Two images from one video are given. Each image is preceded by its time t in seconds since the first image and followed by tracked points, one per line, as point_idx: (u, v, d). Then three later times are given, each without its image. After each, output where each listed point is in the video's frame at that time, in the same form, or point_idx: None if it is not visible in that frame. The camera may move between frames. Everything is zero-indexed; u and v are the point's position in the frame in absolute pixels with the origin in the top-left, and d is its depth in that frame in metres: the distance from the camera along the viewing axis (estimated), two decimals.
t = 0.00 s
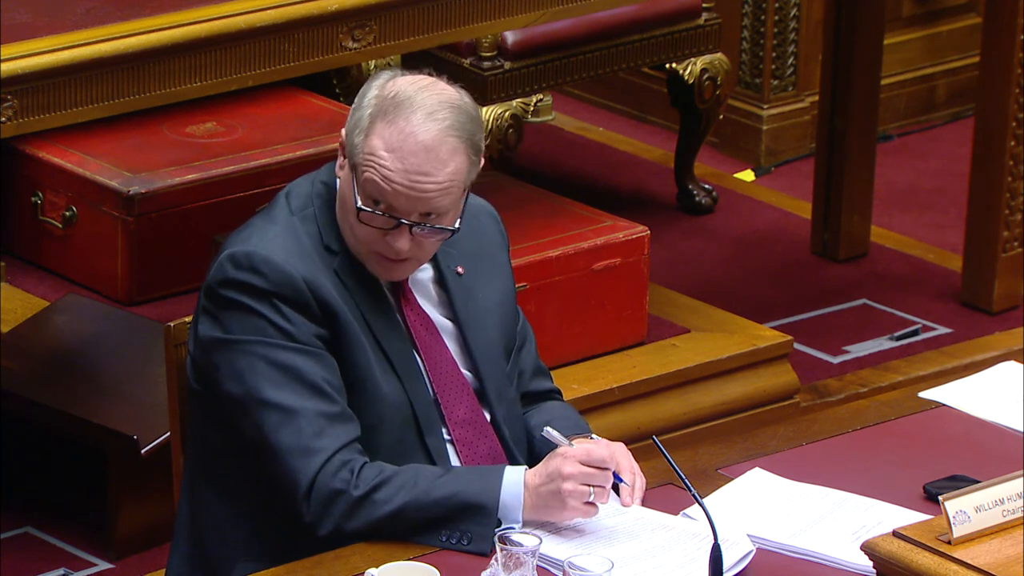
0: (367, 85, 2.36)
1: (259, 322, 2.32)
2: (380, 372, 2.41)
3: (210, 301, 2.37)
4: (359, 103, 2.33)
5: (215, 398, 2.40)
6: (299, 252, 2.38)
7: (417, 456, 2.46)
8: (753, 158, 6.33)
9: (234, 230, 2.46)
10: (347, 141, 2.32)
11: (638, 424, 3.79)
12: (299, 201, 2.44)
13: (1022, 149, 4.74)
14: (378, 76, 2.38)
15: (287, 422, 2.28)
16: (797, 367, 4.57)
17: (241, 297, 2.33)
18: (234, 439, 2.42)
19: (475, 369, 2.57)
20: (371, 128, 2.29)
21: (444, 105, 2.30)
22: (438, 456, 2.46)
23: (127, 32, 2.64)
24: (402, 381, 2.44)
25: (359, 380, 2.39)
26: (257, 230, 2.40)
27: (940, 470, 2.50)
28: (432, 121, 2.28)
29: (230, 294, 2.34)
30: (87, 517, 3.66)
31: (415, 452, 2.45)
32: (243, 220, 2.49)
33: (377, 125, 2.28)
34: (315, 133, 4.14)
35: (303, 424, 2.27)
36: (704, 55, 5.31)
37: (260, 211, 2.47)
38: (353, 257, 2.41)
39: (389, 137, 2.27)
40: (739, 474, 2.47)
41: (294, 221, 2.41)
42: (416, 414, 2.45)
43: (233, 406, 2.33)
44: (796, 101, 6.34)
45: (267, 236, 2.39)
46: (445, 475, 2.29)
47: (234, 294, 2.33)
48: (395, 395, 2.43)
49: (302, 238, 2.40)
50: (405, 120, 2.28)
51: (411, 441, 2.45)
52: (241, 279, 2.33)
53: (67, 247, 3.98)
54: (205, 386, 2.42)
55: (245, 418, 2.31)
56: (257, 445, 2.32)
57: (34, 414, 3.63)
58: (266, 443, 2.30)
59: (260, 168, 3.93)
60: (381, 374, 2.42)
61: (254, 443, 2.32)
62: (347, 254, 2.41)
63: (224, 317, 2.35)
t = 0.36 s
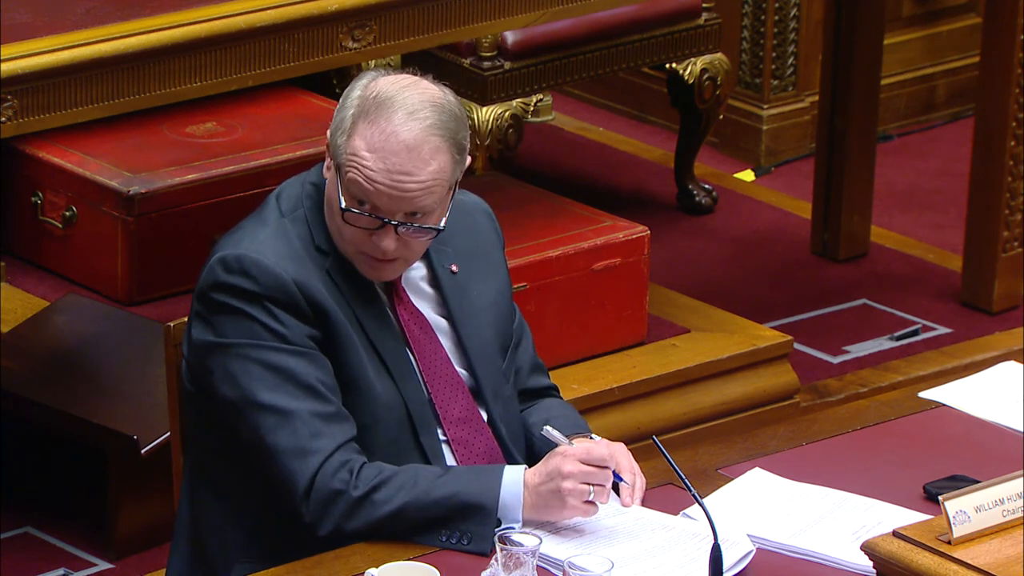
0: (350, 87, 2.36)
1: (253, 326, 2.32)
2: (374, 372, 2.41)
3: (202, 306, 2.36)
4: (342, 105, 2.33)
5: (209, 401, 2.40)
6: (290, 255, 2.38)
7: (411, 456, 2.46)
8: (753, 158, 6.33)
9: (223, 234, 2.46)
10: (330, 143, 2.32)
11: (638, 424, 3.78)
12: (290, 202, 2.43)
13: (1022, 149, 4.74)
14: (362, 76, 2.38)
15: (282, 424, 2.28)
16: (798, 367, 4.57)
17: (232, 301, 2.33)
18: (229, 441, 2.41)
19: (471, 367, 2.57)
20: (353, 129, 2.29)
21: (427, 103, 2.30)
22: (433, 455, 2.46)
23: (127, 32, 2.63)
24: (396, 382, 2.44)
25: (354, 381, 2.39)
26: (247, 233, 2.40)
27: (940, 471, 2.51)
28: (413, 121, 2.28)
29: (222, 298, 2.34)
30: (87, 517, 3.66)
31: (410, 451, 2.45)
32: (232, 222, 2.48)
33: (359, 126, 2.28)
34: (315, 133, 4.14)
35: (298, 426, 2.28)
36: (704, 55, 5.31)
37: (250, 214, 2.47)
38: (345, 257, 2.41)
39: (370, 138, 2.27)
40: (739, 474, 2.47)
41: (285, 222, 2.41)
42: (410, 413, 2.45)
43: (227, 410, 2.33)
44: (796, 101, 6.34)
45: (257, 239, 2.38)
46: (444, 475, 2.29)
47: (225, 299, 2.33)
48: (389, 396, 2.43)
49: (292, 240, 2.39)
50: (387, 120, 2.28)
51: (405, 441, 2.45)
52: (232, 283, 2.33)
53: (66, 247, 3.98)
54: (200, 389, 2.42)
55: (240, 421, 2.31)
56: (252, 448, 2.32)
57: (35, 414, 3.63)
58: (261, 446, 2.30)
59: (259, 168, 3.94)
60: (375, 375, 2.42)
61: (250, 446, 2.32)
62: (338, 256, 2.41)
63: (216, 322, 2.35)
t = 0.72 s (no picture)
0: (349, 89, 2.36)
1: (253, 326, 2.32)
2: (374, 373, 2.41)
3: (202, 306, 2.36)
4: (342, 107, 2.33)
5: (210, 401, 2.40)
6: (290, 256, 2.37)
7: (411, 457, 2.46)
8: (753, 158, 6.33)
9: (223, 233, 2.46)
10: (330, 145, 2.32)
11: (638, 424, 3.78)
12: (291, 203, 2.43)
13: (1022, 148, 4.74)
14: (361, 78, 2.38)
15: (282, 424, 2.28)
16: (798, 367, 4.57)
17: (231, 300, 2.33)
18: (229, 441, 2.41)
19: (470, 367, 2.57)
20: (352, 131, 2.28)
21: (427, 106, 2.30)
22: (433, 456, 2.46)
23: (127, 32, 2.62)
24: (396, 383, 2.44)
25: (354, 381, 2.40)
26: (247, 233, 2.40)
27: (940, 470, 2.51)
28: (412, 121, 2.28)
29: (222, 298, 2.34)
30: (88, 517, 3.66)
31: (410, 453, 2.45)
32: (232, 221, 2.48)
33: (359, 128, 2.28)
34: (315, 133, 4.14)
35: (298, 426, 2.28)
36: (704, 55, 5.31)
37: (250, 214, 2.47)
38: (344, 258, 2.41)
39: (370, 140, 2.27)
40: (739, 474, 2.47)
41: (285, 223, 2.41)
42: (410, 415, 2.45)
43: (228, 410, 2.33)
44: (796, 101, 6.34)
45: (258, 240, 2.38)
46: (445, 475, 2.29)
47: (226, 299, 2.33)
48: (389, 397, 2.43)
49: (293, 241, 2.39)
50: (386, 121, 2.28)
51: (405, 442, 2.45)
52: (232, 284, 2.33)
53: (66, 248, 3.98)
54: (201, 389, 2.42)
55: (239, 421, 2.32)
56: (252, 448, 2.32)
57: (35, 414, 3.63)
58: (261, 446, 2.30)
59: (259, 167, 3.94)
60: (375, 376, 2.42)
61: (250, 446, 2.32)
62: (339, 257, 2.40)
63: (217, 322, 2.35)
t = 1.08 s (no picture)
0: (350, 93, 2.38)
1: (256, 329, 2.33)
2: (375, 376, 2.41)
3: (207, 310, 2.38)
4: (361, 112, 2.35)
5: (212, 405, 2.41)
6: (296, 261, 2.39)
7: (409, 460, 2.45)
8: (753, 158, 6.33)
9: (228, 237, 2.48)
10: (372, 151, 2.34)
11: (638, 424, 3.78)
12: (297, 209, 2.45)
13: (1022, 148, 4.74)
14: (353, 82, 2.39)
15: (278, 427, 2.28)
16: (797, 367, 4.57)
17: (231, 302, 2.35)
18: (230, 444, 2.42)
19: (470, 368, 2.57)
20: (396, 126, 2.32)
21: (448, 79, 2.36)
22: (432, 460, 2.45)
23: (127, 32, 2.61)
24: (396, 388, 2.43)
25: (355, 384, 2.40)
26: (250, 237, 2.42)
27: (939, 470, 2.51)
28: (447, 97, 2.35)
29: (226, 302, 2.35)
30: (88, 517, 3.66)
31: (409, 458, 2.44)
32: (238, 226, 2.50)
33: (403, 121, 2.32)
34: (315, 133, 4.14)
35: (294, 427, 2.28)
36: (704, 55, 5.31)
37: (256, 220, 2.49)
38: (350, 261, 2.42)
39: (425, 129, 2.31)
40: (739, 474, 2.48)
41: (290, 228, 2.43)
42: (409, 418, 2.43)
43: (228, 413, 2.34)
44: (796, 101, 6.34)
45: (263, 244, 2.40)
46: (438, 466, 2.27)
47: (229, 302, 2.35)
48: (390, 401, 2.42)
49: (300, 246, 2.41)
50: (426, 105, 2.33)
51: (404, 447, 2.43)
52: (234, 286, 2.34)
53: (66, 248, 3.99)
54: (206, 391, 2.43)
55: (239, 421, 2.32)
56: (251, 449, 2.32)
57: (35, 415, 3.63)
58: (260, 447, 2.30)
59: (259, 167, 3.94)
60: (376, 380, 2.41)
61: (249, 448, 2.32)
62: (343, 262, 2.42)
63: (221, 325, 2.36)
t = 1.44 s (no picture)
0: (381, 96, 2.38)
1: (271, 317, 2.32)
2: (390, 387, 2.41)
3: (225, 298, 2.38)
4: (393, 115, 2.35)
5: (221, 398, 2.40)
6: (319, 262, 2.39)
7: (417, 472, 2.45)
8: (753, 159, 6.33)
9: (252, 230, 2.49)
10: (405, 152, 2.34)
11: (638, 424, 3.79)
12: (323, 211, 2.45)
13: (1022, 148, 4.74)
14: (382, 87, 2.39)
15: (285, 413, 2.27)
16: (797, 366, 4.57)
17: (246, 289, 2.35)
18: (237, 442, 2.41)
19: (481, 375, 2.57)
20: (430, 127, 2.32)
21: (478, 81, 2.38)
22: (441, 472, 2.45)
23: (127, 32, 2.60)
24: (409, 397, 2.42)
25: (370, 389, 2.39)
26: (274, 233, 2.42)
27: (939, 470, 2.50)
28: (480, 99, 2.36)
29: (245, 290, 2.35)
30: (88, 516, 3.66)
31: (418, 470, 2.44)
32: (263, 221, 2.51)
33: (437, 122, 2.33)
34: (315, 133, 4.15)
35: (298, 417, 2.27)
36: (704, 55, 5.31)
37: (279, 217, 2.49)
38: (374, 266, 2.42)
39: (460, 130, 2.32)
40: (739, 474, 2.48)
41: (315, 229, 2.43)
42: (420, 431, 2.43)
43: (235, 401, 2.32)
44: (796, 101, 6.34)
45: (287, 243, 2.40)
46: (435, 477, 2.26)
47: (248, 290, 2.34)
48: (402, 413, 2.42)
49: (323, 247, 2.41)
50: (459, 106, 2.34)
51: (413, 458, 2.43)
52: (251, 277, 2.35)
53: (66, 248, 3.99)
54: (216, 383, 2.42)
55: (243, 409, 2.31)
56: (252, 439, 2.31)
57: (35, 415, 3.63)
58: (261, 434, 2.28)
59: (259, 167, 3.95)
60: (391, 391, 2.41)
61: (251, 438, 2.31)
62: (367, 266, 2.42)
63: (238, 314, 2.36)
